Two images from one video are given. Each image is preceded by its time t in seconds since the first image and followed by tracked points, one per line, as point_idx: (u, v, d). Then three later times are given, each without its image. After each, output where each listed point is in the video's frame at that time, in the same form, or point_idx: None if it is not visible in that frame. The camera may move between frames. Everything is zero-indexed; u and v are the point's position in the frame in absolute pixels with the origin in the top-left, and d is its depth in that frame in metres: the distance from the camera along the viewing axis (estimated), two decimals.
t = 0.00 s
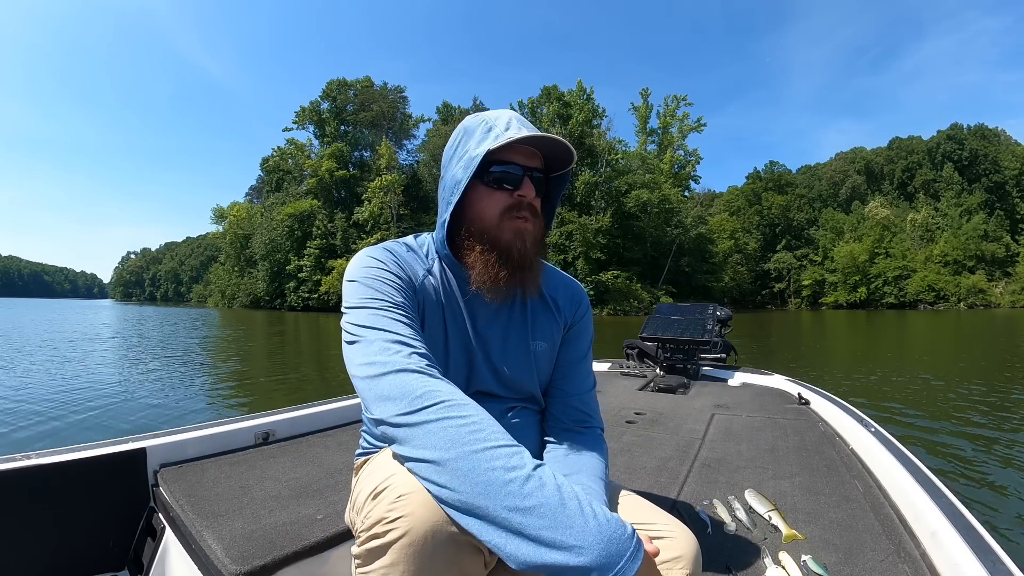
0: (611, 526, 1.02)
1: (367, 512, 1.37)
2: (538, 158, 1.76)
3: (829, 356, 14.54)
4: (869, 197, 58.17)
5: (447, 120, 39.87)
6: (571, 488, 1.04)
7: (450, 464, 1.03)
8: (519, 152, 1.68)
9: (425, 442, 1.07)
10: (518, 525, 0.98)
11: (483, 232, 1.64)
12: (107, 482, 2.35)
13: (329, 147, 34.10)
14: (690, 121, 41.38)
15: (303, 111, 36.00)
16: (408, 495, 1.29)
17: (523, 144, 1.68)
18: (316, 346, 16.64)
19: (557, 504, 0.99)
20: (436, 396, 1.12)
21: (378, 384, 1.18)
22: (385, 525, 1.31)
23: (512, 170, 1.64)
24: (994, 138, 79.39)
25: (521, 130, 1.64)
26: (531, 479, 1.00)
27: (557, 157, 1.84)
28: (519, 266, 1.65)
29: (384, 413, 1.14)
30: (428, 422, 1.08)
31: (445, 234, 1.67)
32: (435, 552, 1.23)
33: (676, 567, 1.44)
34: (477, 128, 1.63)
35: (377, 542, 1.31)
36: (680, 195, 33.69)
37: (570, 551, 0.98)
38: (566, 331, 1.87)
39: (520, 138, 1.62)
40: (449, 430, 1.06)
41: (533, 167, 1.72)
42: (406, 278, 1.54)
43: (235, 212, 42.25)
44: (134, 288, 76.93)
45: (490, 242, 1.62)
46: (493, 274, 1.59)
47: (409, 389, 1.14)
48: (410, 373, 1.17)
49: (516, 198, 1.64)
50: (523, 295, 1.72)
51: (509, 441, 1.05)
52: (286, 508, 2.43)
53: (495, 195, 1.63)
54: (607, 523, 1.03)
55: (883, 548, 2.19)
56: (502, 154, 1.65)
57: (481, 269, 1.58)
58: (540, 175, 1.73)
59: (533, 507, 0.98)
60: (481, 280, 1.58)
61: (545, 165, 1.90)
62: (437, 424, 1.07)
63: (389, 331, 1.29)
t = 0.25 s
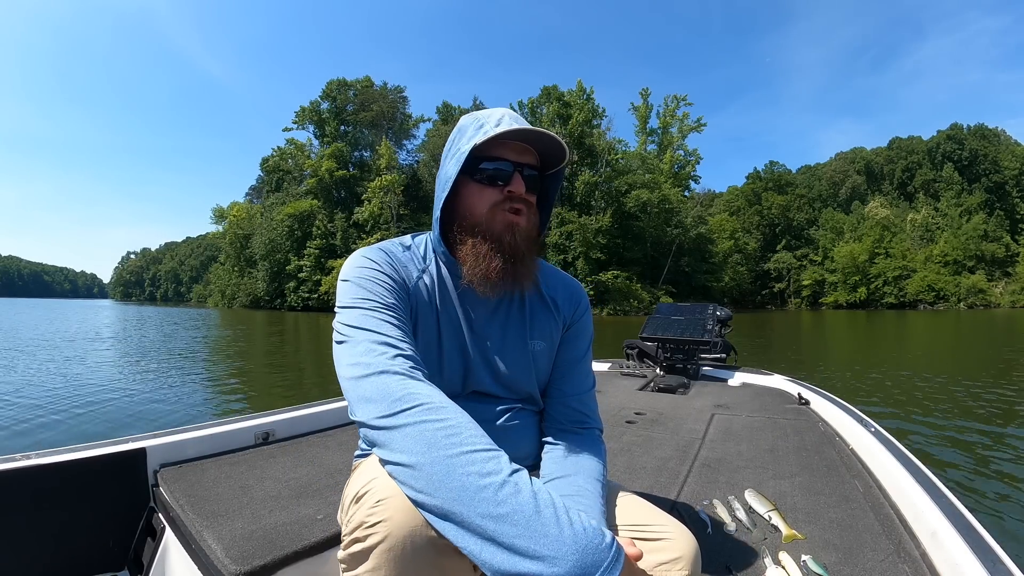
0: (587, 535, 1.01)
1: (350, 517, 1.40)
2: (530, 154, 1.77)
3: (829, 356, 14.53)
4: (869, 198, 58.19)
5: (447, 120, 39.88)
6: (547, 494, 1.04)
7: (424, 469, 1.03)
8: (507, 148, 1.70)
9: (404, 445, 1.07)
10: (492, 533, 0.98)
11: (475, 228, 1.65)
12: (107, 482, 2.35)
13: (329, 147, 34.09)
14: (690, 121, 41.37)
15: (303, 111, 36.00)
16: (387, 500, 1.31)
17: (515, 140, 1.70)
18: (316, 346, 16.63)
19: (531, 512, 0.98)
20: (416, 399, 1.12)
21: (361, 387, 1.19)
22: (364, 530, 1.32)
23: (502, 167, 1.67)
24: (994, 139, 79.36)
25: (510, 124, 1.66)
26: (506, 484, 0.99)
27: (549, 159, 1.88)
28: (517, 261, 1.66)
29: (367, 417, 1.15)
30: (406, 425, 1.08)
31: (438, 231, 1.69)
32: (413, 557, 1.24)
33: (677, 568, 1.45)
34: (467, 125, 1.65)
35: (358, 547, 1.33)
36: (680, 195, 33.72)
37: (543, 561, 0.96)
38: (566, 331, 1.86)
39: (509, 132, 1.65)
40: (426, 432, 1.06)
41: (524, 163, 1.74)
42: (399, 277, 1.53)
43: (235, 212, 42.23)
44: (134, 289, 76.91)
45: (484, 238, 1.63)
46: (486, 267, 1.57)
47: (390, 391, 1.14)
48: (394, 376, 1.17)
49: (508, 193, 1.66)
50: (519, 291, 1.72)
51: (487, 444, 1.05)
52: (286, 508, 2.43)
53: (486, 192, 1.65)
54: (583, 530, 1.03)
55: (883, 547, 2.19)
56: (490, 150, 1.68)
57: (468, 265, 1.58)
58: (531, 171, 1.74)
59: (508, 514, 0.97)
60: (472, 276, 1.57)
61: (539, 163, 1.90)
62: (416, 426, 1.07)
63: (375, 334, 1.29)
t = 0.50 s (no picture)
0: (566, 541, 1.01)
1: (332, 520, 1.42)
2: (517, 147, 1.71)
3: (829, 356, 14.52)
4: (868, 197, 58.20)
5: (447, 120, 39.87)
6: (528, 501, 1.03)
7: (402, 471, 1.02)
8: (480, 141, 1.70)
9: (383, 446, 1.06)
10: (469, 540, 0.97)
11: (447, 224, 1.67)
12: (107, 482, 2.35)
13: (329, 147, 34.06)
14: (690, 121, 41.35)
15: (303, 111, 35.98)
16: (365, 502, 1.32)
17: (486, 134, 1.69)
18: (316, 346, 16.61)
19: (510, 520, 0.97)
20: (398, 401, 1.11)
21: (347, 384, 1.19)
22: (344, 532, 1.34)
23: (470, 159, 1.68)
24: (994, 138, 79.33)
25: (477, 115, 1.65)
26: (486, 489, 0.99)
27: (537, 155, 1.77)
28: (478, 255, 1.58)
29: (349, 415, 1.14)
30: (387, 426, 1.08)
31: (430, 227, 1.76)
32: (392, 560, 1.25)
33: (675, 566, 1.46)
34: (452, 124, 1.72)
35: (339, 550, 1.34)
36: (680, 195, 33.72)
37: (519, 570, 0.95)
38: (567, 331, 1.86)
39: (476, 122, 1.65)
40: (407, 434, 1.06)
41: (495, 154, 1.69)
42: (400, 272, 1.53)
43: (235, 212, 42.21)
44: (134, 289, 76.89)
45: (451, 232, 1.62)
46: (450, 256, 1.56)
47: (373, 390, 1.14)
48: (379, 374, 1.17)
49: (471, 185, 1.65)
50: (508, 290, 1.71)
51: (469, 448, 1.04)
52: (286, 508, 2.43)
53: (458, 184, 1.67)
54: (564, 537, 1.02)
55: (883, 548, 2.19)
56: (462, 144, 1.72)
57: (446, 258, 1.58)
58: (503, 160, 1.68)
59: (485, 521, 0.97)
60: (445, 269, 1.58)
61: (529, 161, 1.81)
62: (396, 429, 1.07)
63: (366, 330, 1.29)
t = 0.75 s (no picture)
0: (556, 554, 0.98)
1: (324, 527, 1.42)
2: (539, 152, 1.77)
3: (829, 356, 14.52)
4: (868, 197, 58.18)
5: (447, 120, 39.89)
6: (517, 513, 1.01)
7: (383, 484, 1.03)
8: (510, 146, 1.70)
9: (365, 459, 1.06)
10: (456, 552, 0.97)
11: (473, 231, 1.67)
12: (105, 482, 2.34)
13: (329, 147, 34.05)
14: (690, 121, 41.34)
15: (303, 111, 35.99)
16: (353, 512, 1.32)
17: (515, 138, 1.70)
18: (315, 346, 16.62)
19: (496, 532, 0.96)
20: (380, 409, 1.11)
21: (331, 392, 1.19)
22: (334, 541, 1.34)
23: (498, 164, 1.68)
24: (994, 139, 79.35)
25: (509, 120, 1.66)
26: (468, 503, 0.98)
27: (557, 154, 1.84)
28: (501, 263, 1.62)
29: (332, 426, 1.14)
30: (368, 437, 1.08)
31: (440, 231, 1.74)
32: (382, 567, 1.25)
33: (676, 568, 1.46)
34: (468, 124, 1.69)
35: (331, 557, 1.35)
36: (680, 195, 33.74)
37: None
38: (572, 335, 1.86)
39: (510, 128, 1.65)
40: (386, 447, 1.05)
41: (525, 160, 1.72)
42: (399, 277, 1.52)
43: (235, 212, 42.21)
44: (134, 289, 76.87)
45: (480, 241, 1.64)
46: (489, 265, 1.59)
47: (353, 399, 1.14)
48: (363, 384, 1.17)
49: (504, 192, 1.68)
50: (523, 296, 1.73)
51: (453, 457, 1.04)
52: (286, 508, 2.43)
53: (483, 189, 1.67)
54: (553, 550, 1.00)
55: (883, 548, 2.19)
56: (487, 146, 1.69)
57: (471, 272, 1.58)
58: (532, 166, 1.72)
59: (470, 537, 0.96)
60: (477, 277, 1.57)
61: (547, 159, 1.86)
62: (376, 441, 1.06)
63: (358, 335, 1.29)
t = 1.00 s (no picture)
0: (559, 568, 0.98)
1: (326, 530, 1.43)
2: (540, 161, 1.71)
3: (829, 356, 14.55)
4: (868, 197, 58.20)
5: (448, 120, 39.89)
6: (520, 529, 1.00)
7: (383, 494, 1.03)
8: (505, 156, 1.66)
9: (368, 468, 1.06)
10: (455, 564, 0.98)
11: (465, 242, 1.66)
12: (105, 482, 2.34)
13: (330, 147, 34.04)
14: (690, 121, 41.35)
15: (303, 111, 35.99)
16: (355, 516, 1.32)
17: (513, 148, 1.64)
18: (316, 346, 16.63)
19: (496, 547, 0.96)
20: (382, 416, 1.11)
21: (333, 396, 1.19)
22: (337, 545, 1.34)
23: (493, 174, 1.65)
24: (993, 138, 79.39)
25: (505, 132, 1.60)
26: (470, 518, 0.97)
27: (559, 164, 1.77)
28: (498, 275, 1.61)
29: (335, 430, 1.14)
30: (369, 444, 1.08)
31: (437, 236, 1.74)
32: (384, 571, 1.25)
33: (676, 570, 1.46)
34: (467, 130, 1.65)
35: (334, 560, 1.35)
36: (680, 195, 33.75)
37: None
38: (575, 337, 1.86)
39: (505, 140, 1.59)
40: (388, 457, 1.05)
41: (522, 171, 1.67)
42: (401, 278, 1.53)
43: (236, 212, 42.23)
44: (134, 288, 76.85)
45: (470, 253, 1.62)
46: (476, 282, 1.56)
47: (357, 402, 1.14)
48: (363, 390, 1.16)
49: (497, 205, 1.65)
50: (523, 305, 1.72)
51: (455, 467, 1.03)
52: (287, 508, 2.43)
53: (477, 202, 1.64)
54: (556, 561, 0.99)
55: (882, 548, 2.19)
56: (483, 156, 1.65)
57: (459, 283, 1.56)
58: (530, 178, 1.67)
59: (471, 551, 0.96)
60: (460, 293, 1.55)
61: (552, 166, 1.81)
62: (378, 450, 1.06)
63: (360, 339, 1.29)
